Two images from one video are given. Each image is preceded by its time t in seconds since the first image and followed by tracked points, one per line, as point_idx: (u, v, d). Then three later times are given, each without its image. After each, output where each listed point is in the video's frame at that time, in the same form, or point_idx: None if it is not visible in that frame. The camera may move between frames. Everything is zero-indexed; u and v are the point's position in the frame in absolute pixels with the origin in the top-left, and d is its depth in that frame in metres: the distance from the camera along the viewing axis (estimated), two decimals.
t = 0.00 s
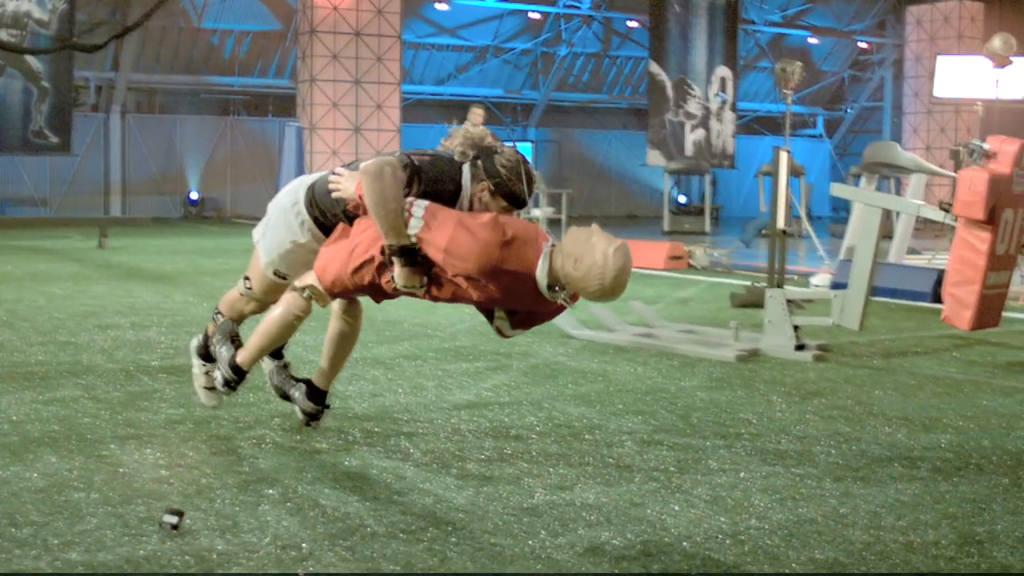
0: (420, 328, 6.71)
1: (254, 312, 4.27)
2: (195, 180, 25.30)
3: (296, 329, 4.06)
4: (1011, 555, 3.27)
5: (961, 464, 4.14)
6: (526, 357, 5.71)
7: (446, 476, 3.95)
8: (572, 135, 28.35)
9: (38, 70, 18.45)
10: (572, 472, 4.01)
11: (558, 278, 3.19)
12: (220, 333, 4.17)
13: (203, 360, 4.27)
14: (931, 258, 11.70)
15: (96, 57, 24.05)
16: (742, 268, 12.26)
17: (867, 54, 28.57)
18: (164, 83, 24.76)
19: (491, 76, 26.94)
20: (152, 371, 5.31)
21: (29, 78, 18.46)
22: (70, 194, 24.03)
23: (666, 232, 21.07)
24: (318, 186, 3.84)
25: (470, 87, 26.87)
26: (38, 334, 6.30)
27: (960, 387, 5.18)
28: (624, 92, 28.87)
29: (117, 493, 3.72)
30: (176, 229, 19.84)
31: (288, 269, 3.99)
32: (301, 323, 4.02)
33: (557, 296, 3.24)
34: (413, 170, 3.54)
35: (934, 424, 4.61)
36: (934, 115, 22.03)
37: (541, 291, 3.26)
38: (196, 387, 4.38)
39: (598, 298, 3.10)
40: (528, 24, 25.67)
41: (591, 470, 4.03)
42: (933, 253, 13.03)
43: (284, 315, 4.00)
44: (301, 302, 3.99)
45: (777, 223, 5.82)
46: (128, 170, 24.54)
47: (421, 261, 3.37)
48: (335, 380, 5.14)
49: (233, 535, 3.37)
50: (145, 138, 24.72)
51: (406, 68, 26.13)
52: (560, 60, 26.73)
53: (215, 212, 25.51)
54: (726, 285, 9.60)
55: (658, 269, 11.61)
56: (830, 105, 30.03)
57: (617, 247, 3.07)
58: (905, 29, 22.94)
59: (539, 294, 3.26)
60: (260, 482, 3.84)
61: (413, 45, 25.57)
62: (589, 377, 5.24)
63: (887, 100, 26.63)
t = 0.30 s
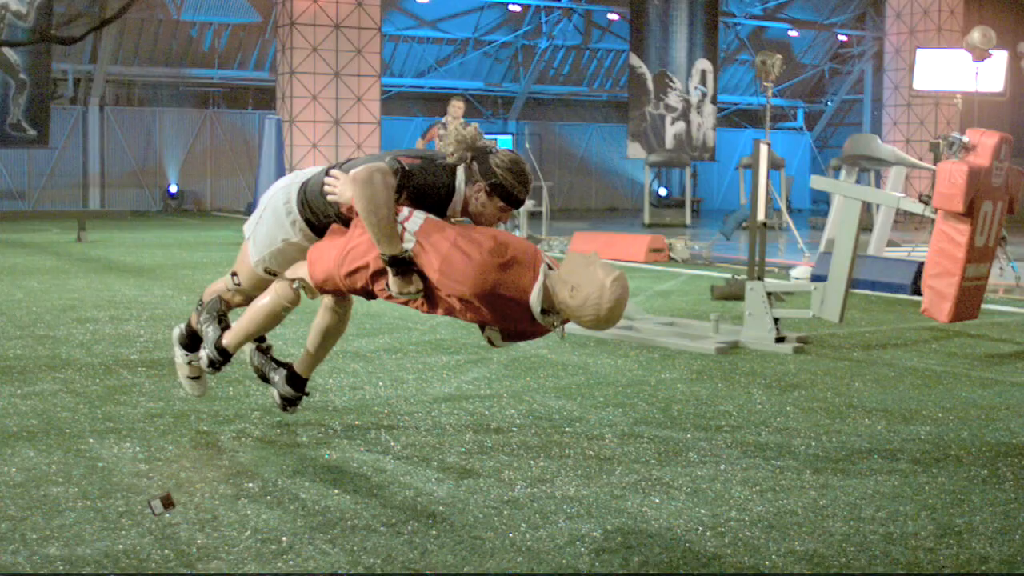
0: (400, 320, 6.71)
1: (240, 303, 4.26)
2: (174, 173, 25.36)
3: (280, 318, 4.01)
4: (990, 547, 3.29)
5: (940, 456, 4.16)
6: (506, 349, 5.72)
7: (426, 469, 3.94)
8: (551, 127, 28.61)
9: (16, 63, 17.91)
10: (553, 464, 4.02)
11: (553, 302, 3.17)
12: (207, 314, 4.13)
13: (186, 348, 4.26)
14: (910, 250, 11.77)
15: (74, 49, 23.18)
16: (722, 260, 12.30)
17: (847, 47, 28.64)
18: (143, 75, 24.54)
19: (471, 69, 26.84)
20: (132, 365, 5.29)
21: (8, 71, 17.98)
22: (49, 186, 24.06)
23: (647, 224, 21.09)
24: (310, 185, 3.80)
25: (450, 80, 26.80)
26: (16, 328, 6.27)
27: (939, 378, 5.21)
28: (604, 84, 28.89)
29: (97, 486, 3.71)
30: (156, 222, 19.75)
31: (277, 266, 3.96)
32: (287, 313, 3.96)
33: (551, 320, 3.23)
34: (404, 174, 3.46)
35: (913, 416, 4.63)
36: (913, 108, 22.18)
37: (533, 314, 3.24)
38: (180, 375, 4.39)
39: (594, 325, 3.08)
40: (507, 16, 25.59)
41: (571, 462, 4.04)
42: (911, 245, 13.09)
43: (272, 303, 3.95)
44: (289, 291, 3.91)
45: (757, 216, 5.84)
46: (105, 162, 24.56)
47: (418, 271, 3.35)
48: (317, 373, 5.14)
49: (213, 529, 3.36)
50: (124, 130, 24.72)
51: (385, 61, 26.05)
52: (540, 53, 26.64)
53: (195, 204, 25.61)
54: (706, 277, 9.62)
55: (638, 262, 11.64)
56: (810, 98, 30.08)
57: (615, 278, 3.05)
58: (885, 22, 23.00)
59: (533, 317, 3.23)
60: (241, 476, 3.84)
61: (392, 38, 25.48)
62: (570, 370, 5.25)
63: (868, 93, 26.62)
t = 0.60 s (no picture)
0: (384, 314, 6.71)
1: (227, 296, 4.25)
2: (156, 167, 25.24)
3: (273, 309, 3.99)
4: (972, 539, 3.30)
5: (923, 448, 4.18)
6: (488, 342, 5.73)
7: (410, 463, 3.94)
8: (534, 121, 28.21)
9: None
10: (537, 457, 4.02)
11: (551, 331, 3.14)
12: (195, 297, 4.07)
13: (172, 338, 4.25)
14: (893, 244, 11.81)
15: (55, 43, 23.46)
16: (705, 254, 12.30)
17: (830, 41, 28.72)
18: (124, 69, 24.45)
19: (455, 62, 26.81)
20: (115, 359, 5.28)
21: None
22: (31, 181, 23.88)
23: (631, 218, 21.09)
24: (307, 186, 3.78)
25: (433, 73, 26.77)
26: None
27: (923, 371, 5.23)
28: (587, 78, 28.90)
29: (78, 482, 3.70)
30: (140, 217, 19.67)
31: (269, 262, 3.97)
32: (280, 304, 3.95)
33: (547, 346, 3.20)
34: (397, 184, 3.39)
35: (895, 408, 4.64)
36: (895, 102, 22.31)
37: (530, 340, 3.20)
38: (163, 362, 4.36)
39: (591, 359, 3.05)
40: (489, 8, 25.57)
41: (555, 455, 4.05)
42: (894, 239, 13.12)
43: (264, 292, 3.92)
44: (281, 283, 3.90)
45: (739, 209, 5.86)
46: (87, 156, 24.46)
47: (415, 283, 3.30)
48: (300, 367, 5.15)
49: (195, 523, 3.35)
50: (106, 124, 24.61)
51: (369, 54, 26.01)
52: (524, 46, 26.62)
53: (177, 198, 25.48)
54: (689, 270, 9.63)
55: (621, 255, 11.66)
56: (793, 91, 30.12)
57: (615, 316, 3.05)
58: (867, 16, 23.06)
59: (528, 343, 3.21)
60: (223, 471, 3.83)
61: (376, 31, 25.44)
62: (552, 363, 5.27)
63: (850, 86, 26.62)
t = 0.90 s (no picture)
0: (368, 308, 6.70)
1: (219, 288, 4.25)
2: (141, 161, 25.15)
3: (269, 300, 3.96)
4: (956, 531, 3.32)
5: (908, 441, 4.19)
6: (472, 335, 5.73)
7: (395, 457, 3.94)
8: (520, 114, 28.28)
9: None
10: (522, 451, 4.02)
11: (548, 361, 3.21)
12: (187, 276, 4.10)
13: (160, 324, 4.27)
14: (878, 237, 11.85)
15: (39, 36, 23.28)
16: (690, 247, 12.31)
17: (816, 34, 28.76)
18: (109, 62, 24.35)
19: (441, 55, 26.79)
20: (98, 354, 5.27)
21: None
22: (14, 174, 23.78)
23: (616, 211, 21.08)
24: (307, 188, 3.74)
25: (419, 66, 26.74)
26: None
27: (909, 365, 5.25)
28: (573, 72, 28.91)
29: (60, 476, 3.69)
30: (127, 211, 19.59)
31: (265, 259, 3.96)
32: (279, 296, 3.87)
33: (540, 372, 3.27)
34: (390, 198, 3.35)
35: (880, 401, 4.66)
36: (881, 95, 22.38)
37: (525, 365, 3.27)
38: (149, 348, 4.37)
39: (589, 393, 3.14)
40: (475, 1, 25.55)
41: (541, 448, 4.05)
42: (879, 232, 13.16)
43: (262, 286, 3.85)
44: (280, 277, 3.82)
45: (725, 203, 5.85)
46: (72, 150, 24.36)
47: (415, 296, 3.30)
48: (284, 361, 5.14)
49: (179, 518, 3.35)
50: (90, 118, 24.53)
51: (355, 48, 25.97)
52: (510, 39, 26.60)
53: (161, 192, 25.36)
54: (675, 264, 9.63)
55: (608, 248, 11.68)
56: (778, 84, 30.18)
57: (616, 346, 3.07)
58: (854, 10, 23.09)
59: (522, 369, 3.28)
60: (207, 465, 3.82)
61: (362, 24, 25.40)
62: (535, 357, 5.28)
63: (834, 79, 26.64)
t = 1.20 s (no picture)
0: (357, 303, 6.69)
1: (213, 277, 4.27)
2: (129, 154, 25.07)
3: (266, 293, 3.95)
4: (944, 523, 3.32)
5: (895, 434, 4.20)
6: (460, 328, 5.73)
7: (383, 451, 3.94)
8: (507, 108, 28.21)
9: None
10: (510, 445, 4.02)
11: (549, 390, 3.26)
12: (184, 256, 4.10)
13: (149, 310, 4.32)
14: (866, 231, 11.87)
15: (25, 29, 23.17)
16: (679, 241, 12.31)
17: (804, 28, 28.77)
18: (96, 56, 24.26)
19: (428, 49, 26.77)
20: (86, 348, 5.26)
21: None
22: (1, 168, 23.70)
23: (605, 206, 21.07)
24: (309, 194, 3.67)
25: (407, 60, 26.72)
26: None
27: (896, 358, 5.26)
28: (561, 65, 28.90)
29: (47, 471, 3.68)
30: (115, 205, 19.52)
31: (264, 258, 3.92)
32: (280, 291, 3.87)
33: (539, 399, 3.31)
34: (386, 212, 3.25)
35: (868, 395, 4.67)
36: (869, 89, 22.40)
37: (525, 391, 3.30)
38: (135, 332, 4.46)
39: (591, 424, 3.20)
40: None
41: (530, 442, 4.06)
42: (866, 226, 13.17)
43: (264, 281, 3.83)
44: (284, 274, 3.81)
45: (713, 196, 5.85)
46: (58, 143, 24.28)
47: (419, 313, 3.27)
48: (272, 355, 5.14)
49: (167, 513, 3.34)
50: (76, 111, 24.45)
51: (342, 41, 25.94)
52: (498, 32, 26.59)
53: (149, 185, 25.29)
54: (663, 258, 9.63)
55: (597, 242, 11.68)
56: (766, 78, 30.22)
57: (616, 382, 3.18)
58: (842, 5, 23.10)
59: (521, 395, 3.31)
60: (194, 459, 3.81)
61: (349, 17, 25.37)
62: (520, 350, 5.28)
63: (822, 73, 26.68)
